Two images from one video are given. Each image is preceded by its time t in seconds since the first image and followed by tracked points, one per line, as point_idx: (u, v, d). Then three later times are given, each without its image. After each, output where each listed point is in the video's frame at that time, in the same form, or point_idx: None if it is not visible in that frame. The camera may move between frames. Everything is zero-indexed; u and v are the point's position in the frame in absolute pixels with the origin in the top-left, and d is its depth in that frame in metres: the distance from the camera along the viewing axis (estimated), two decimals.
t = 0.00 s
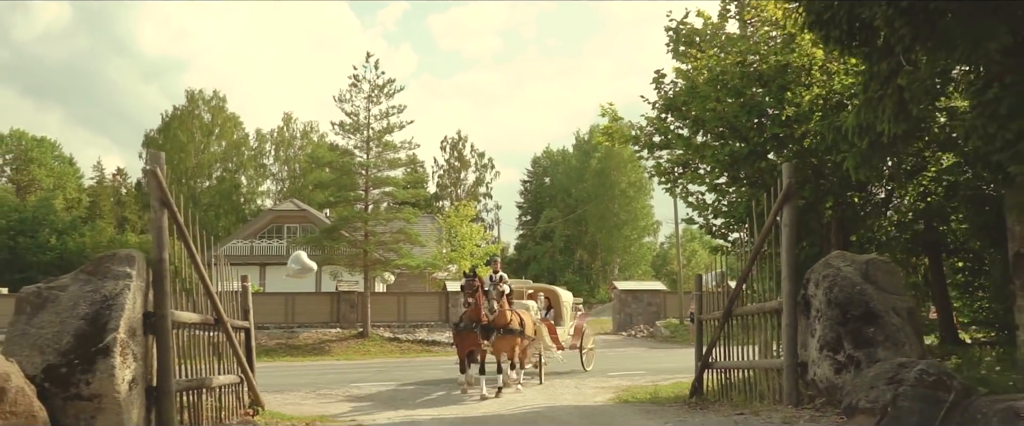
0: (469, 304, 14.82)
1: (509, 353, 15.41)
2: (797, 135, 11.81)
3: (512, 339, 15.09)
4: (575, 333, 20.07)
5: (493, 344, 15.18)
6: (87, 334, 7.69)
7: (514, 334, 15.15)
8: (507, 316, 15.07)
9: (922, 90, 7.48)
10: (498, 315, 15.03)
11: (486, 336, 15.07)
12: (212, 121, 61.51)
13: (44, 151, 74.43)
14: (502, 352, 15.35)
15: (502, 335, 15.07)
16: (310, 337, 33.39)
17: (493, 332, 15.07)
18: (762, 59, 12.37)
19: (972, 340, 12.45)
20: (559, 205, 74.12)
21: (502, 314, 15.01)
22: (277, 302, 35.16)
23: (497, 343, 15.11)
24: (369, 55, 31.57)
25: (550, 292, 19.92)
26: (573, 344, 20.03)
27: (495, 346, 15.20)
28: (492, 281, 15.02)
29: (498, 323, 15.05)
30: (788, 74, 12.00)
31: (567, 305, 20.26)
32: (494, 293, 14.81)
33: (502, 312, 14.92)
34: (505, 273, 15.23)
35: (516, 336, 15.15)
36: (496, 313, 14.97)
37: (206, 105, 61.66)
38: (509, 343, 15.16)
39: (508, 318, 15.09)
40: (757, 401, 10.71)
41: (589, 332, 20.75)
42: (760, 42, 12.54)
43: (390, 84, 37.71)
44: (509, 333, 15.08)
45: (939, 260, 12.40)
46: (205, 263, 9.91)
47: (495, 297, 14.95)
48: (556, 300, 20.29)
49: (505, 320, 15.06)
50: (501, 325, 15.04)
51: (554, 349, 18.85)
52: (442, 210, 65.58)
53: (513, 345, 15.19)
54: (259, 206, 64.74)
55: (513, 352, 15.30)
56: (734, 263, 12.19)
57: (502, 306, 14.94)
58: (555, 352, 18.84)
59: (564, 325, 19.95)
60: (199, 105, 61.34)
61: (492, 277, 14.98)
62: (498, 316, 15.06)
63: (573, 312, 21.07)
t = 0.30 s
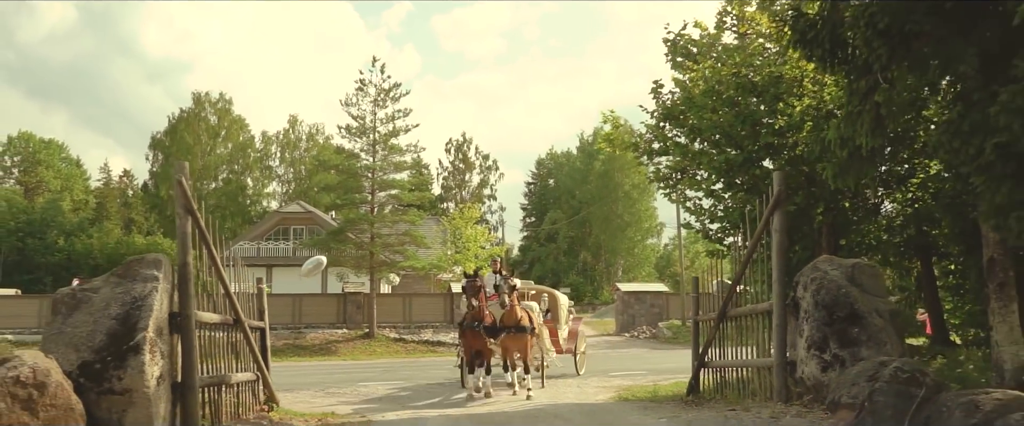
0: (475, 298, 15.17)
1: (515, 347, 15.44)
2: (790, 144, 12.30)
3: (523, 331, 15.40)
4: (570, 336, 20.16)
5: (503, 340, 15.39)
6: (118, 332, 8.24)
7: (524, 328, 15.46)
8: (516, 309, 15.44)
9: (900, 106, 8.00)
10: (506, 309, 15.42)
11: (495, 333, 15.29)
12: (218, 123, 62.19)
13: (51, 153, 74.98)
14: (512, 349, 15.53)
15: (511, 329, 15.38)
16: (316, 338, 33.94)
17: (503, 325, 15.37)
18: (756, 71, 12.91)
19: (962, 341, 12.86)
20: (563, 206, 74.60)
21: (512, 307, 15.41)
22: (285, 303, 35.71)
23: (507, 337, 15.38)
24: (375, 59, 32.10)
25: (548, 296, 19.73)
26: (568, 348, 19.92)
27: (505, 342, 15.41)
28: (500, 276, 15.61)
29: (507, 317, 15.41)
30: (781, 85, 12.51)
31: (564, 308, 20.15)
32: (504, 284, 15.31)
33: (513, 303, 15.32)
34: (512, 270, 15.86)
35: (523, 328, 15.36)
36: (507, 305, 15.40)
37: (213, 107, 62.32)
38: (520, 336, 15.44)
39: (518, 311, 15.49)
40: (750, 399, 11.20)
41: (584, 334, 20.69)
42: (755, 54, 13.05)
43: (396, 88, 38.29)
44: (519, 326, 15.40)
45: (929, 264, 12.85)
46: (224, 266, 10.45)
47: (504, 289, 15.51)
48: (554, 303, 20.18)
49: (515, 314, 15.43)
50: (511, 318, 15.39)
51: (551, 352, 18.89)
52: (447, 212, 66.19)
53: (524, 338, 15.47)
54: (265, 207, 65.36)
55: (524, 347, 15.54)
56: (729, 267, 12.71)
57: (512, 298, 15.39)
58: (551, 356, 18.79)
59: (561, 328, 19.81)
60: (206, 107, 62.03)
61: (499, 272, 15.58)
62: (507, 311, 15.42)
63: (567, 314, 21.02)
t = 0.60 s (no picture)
0: (478, 303, 14.78)
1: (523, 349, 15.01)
2: (780, 151, 12.84)
3: (530, 332, 14.95)
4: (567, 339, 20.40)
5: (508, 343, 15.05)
6: (146, 331, 8.83)
7: (531, 329, 15.02)
8: (524, 308, 14.99)
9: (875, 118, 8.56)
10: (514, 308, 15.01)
11: (498, 336, 15.06)
12: (225, 125, 62.92)
13: (59, 155, 75.63)
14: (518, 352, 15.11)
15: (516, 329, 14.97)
16: (323, 339, 34.53)
17: (508, 327, 15.03)
18: (747, 80, 13.44)
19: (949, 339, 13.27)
20: (567, 208, 75.16)
21: (519, 306, 14.97)
22: (292, 304, 36.32)
23: (513, 338, 14.99)
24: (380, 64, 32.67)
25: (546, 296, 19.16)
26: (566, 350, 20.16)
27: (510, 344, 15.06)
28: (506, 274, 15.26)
29: (514, 318, 15.01)
30: (771, 94, 13.06)
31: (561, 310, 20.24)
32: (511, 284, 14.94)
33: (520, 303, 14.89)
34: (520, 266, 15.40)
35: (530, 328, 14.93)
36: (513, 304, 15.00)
37: (219, 110, 63.04)
38: (527, 338, 14.98)
39: (526, 310, 15.01)
40: (741, 394, 11.75)
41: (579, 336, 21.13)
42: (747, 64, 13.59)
43: (401, 92, 38.91)
44: (526, 327, 14.96)
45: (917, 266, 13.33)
46: (241, 268, 11.04)
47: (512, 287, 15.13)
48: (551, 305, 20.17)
49: (522, 314, 14.98)
50: (519, 319, 14.99)
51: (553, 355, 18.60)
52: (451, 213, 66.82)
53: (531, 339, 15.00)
54: (271, 209, 66.07)
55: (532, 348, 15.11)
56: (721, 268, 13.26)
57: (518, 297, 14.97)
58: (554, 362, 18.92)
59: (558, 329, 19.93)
60: (212, 109, 62.73)
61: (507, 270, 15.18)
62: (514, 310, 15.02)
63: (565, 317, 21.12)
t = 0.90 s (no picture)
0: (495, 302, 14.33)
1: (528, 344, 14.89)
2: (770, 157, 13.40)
3: (536, 329, 14.87)
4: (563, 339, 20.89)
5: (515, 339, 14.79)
6: (170, 330, 9.43)
7: (537, 325, 14.92)
8: (525, 306, 14.84)
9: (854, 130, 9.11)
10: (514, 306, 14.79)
11: (507, 331, 14.67)
12: (229, 127, 63.61)
13: (65, 157, 76.38)
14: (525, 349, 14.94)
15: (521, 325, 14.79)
16: (329, 339, 35.15)
17: (514, 324, 14.77)
18: (740, 90, 14.01)
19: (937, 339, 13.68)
20: (570, 209, 75.66)
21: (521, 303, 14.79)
22: (298, 305, 36.92)
23: (519, 335, 14.82)
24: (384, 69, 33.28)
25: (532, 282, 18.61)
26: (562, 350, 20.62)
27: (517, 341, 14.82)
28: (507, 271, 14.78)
29: (516, 314, 14.79)
30: (762, 103, 13.63)
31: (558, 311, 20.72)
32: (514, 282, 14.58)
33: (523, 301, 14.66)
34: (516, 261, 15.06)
35: (535, 323, 14.80)
36: (515, 302, 14.77)
37: (223, 112, 63.68)
38: (533, 335, 14.91)
39: (528, 306, 14.91)
40: (732, 391, 12.32)
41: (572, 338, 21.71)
42: (739, 75, 14.16)
43: (405, 95, 39.52)
44: (532, 323, 14.84)
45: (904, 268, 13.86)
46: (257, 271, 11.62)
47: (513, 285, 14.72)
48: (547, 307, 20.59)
49: (525, 310, 14.85)
50: (522, 316, 14.79)
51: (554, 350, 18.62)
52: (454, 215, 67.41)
53: (537, 335, 14.95)
54: (276, 211, 66.68)
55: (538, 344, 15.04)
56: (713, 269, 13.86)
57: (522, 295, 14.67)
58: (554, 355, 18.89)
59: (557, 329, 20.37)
60: (217, 111, 63.35)
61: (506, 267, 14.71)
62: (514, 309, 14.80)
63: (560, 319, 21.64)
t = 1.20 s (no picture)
0: (499, 298, 13.56)
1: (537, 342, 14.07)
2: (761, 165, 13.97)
3: (544, 327, 13.93)
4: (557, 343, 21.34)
5: (520, 337, 13.94)
6: (194, 329, 10.06)
7: (545, 322, 13.99)
8: (532, 301, 13.88)
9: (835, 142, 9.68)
10: (519, 302, 13.85)
11: (511, 328, 13.85)
12: (234, 129, 64.33)
13: (72, 158, 77.19)
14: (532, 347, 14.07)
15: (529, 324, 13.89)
16: (334, 339, 35.80)
17: (521, 322, 13.88)
18: (732, 100, 14.59)
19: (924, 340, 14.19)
20: (572, 210, 76.26)
21: (527, 299, 13.82)
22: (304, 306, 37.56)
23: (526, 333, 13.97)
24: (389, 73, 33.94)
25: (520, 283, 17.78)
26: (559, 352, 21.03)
27: (522, 339, 13.97)
28: (511, 266, 13.74)
29: (523, 312, 13.86)
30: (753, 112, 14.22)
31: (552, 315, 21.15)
32: (517, 279, 13.55)
33: (528, 298, 13.68)
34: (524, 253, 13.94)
35: (543, 322, 13.88)
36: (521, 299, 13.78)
37: (229, 114, 64.40)
38: (540, 333, 13.98)
39: (536, 301, 13.97)
40: (723, 388, 12.91)
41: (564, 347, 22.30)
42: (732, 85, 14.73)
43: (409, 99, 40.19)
44: (539, 320, 13.90)
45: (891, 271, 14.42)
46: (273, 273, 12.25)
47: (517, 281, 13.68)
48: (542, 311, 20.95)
49: (532, 307, 13.89)
50: (528, 313, 13.86)
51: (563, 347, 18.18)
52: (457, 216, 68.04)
53: (546, 333, 14.02)
54: (280, 212, 67.35)
55: (548, 343, 14.12)
56: (707, 272, 14.44)
57: (528, 292, 13.68)
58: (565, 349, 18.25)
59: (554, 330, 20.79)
60: (222, 113, 64.08)
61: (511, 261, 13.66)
62: (520, 304, 13.88)
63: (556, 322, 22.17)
